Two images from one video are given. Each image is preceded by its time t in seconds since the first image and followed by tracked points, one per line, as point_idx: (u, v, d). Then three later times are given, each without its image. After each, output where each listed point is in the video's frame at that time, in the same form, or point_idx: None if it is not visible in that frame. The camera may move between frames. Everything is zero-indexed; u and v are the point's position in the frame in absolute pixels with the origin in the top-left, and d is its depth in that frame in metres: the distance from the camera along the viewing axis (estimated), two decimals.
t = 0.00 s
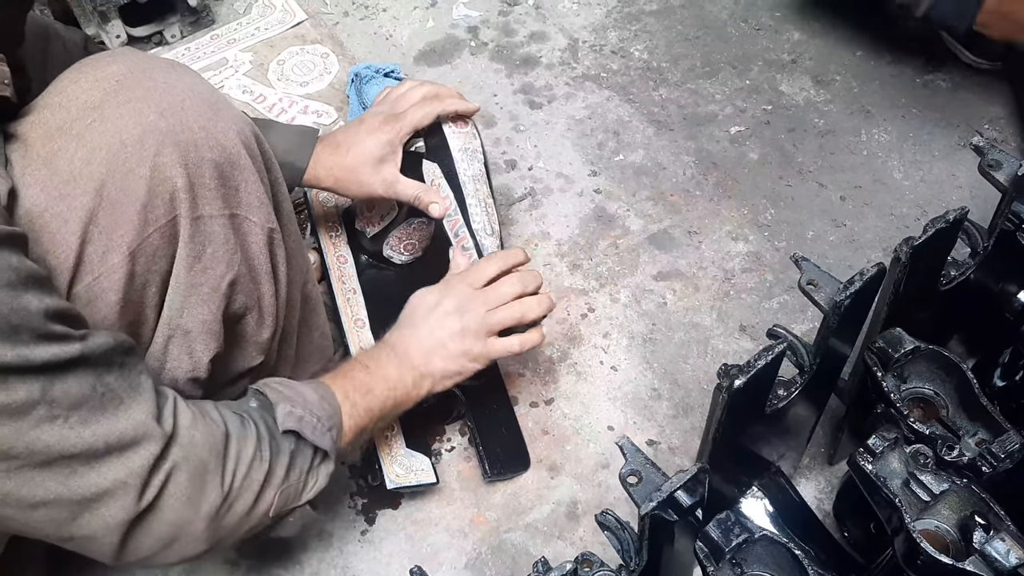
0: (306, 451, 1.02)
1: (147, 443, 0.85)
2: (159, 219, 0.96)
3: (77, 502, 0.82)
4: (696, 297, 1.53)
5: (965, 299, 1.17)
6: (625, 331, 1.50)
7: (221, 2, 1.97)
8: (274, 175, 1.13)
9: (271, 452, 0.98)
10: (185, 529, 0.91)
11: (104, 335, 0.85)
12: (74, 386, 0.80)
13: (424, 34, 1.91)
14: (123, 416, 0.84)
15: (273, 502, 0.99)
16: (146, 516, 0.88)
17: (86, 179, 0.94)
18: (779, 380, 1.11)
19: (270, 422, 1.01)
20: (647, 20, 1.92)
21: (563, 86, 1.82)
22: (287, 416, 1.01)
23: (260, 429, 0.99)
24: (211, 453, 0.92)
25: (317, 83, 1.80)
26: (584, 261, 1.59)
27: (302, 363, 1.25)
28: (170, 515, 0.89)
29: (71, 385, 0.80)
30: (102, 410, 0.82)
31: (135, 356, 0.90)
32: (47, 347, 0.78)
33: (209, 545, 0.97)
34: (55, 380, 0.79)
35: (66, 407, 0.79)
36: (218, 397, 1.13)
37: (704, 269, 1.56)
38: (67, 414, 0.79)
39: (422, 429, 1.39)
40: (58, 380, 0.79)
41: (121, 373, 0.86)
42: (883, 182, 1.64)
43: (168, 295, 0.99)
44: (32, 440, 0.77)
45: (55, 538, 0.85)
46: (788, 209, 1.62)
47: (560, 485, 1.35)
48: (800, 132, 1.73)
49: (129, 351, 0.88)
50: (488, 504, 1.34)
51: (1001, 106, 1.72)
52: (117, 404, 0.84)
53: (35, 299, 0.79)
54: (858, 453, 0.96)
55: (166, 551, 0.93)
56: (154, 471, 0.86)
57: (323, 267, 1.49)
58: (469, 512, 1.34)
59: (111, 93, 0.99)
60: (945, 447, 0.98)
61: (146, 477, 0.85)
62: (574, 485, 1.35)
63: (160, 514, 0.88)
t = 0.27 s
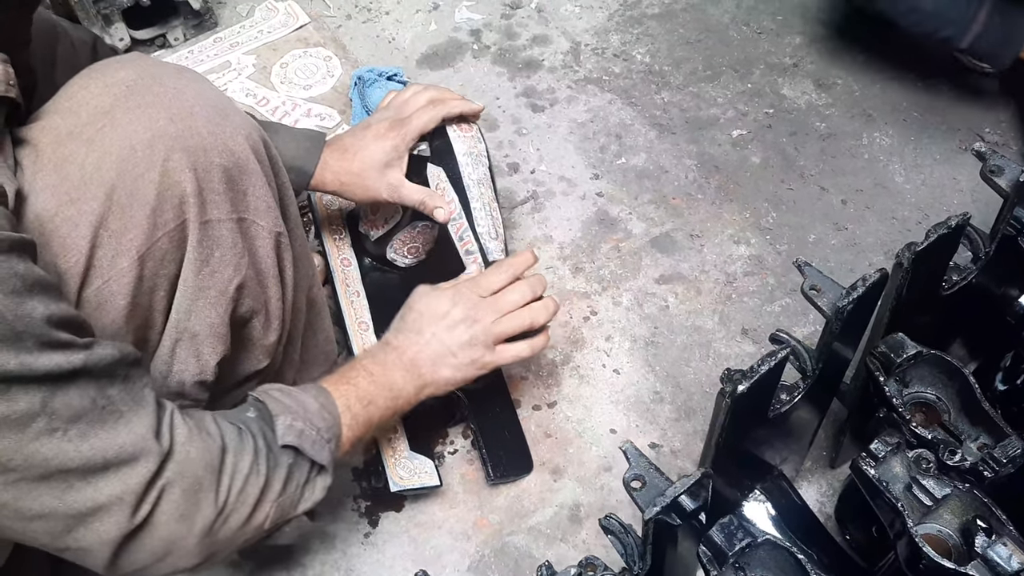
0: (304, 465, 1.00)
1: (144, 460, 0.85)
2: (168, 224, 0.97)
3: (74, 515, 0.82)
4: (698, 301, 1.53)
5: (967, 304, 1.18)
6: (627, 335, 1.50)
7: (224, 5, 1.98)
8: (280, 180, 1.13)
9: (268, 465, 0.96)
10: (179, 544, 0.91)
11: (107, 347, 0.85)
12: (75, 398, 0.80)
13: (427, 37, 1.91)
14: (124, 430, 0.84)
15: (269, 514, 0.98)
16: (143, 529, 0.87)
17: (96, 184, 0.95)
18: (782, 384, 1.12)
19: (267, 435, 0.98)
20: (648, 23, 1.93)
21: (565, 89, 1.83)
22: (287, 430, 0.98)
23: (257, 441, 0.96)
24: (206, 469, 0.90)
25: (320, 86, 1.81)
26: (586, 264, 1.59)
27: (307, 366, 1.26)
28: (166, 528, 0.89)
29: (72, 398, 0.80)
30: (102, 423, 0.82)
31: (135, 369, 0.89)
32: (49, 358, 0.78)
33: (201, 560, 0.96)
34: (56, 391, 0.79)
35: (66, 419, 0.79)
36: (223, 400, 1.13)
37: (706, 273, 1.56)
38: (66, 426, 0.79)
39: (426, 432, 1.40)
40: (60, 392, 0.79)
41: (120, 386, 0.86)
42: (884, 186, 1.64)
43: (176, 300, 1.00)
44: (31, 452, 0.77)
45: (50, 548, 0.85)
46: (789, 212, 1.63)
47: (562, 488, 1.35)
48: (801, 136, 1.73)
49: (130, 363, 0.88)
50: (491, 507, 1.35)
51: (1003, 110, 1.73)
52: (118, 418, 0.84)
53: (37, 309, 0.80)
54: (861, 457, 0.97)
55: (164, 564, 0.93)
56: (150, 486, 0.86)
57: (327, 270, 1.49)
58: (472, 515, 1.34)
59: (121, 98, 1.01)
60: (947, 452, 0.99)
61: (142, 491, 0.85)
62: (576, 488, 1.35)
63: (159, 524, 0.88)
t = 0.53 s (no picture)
0: (310, 453, 1.01)
1: (157, 453, 0.85)
2: (180, 216, 0.97)
3: (87, 507, 0.83)
4: (706, 297, 1.53)
5: (980, 299, 1.18)
6: (636, 330, 1.50)
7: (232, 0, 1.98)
8: (292, 173, 1.13)
9: (277, 455, 0.97)
10: (189, 533, 0.91)
11: (123, 342, 0.86)
12: (88, 394, 0.81)
13: (434, 33, 1.91)
14: (137, 423, 0.85)
15: (277, 500, 0.98)
16: (155, 520, 0.88)
17: (109, 177, 0.95)
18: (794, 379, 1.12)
19: (276, 422, 0.99)
20: (656, 19, 1.93)
21: (573, 85, 1.83)
22: (296, 418, 0.99)
23: (265, 430, 0.97)
24: (217, 462, 0.91)
25: (328, 82, 1.81)
26: (594, 260, 1.59)
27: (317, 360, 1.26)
28: (178, 518, 0.89)
29: (86, 392, 0.81)
30: (116, 416, 0.83)
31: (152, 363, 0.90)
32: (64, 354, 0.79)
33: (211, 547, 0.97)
34: (70, 387, 0.80)
35: (80, 414, 0.80)
36: (235, 389, 1.14)
37: (714, 269, 1.57)
38: (81, 421, 0.80)
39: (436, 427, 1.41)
40: (74, 386, 0.80)
41: (135, 379, 0.87)
42: (892, 182, 1.64)
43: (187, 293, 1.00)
44: (45, 447, 0.78)
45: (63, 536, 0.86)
46: (797, 208, 1.63)
47: (572, 483, 1.36)
48: (809, 132, 1.73)
49: (146, 356, 0.88)
50: (500, 502, 1.35)
51: (1011, 106, 1.73)
52: (132, 411, 0.85)
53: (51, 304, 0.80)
54: (874, 452, 0.96)
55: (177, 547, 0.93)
56: (163, 480, 0.86)
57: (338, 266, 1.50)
58: (482, 510, 1.34)
59: (133, 91, 1.01)
60: (960, 446, 0.99)
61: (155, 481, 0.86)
62: (586, 484, 1.36)
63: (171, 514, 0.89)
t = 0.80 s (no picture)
0: (321, 439, 1.02)
1: (181, 429, 0.87)
2: (196, 208, 0.97)
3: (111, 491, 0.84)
4: (713, 295, 1.53)
5: (990, 301, 1.18)
6: (643, 327, 1.51)
7: None
8: (307, 167, 1.14)
9: (297, 439, 0.99)
10: (215, 514, 0.93)
11: (142, 325, 0.87)
12: (112, 376, 0.82)
13: (443, 27, 1.91)
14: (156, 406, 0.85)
15: (299, 485, 1.00)
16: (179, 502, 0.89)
17: (127, 169, 0.96)
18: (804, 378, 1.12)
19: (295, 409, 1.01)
20: (665, 16, 1.92)
21: (582, 82, 1.83)
22: (312, 401, 1.02)
23: (287, 416, 0.99)
24: (241, 441, 0.93)
25: (337, 75, 1.81)
26: (602, 256, 1.59)
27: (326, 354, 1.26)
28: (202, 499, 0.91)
29: (108, 374, 0.82)
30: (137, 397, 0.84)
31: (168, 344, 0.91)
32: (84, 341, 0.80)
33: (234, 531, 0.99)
34: (94, 370, 0.81)
35: (104, 397, 0.81)
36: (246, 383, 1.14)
37: (721, 267, 1.57)
38: (105, 403, 0.81)
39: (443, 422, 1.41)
40: (96, 369, 0.81)
41: (155, 362, 0.88)
42: (900, 182, 1.64)
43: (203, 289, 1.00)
44: (72, 428, 0.79)
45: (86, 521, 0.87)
46: (805, 207, 1.63)
47: (578, 479, 1.36)
48: (818, 131, 1.73)
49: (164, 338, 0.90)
50: (507, 496, 1.35)
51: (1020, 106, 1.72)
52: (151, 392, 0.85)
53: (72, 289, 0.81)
54: (883, 451, 0.98)
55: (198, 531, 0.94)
56: (187, 458, 0.88)
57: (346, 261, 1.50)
58: (488, 504, 1.35)
59: (151, 84, 1.01)
60: (968, 446, 0.99)
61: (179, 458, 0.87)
62: (592, 479, 1.36)
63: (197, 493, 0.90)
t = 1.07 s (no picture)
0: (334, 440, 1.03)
1: (192, 438, 0.88)
2: (213, 209, 0.99)
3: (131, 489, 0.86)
4: (720, 299, 1.54)
5: (996, 310, 1.19)
6: (650, 330, 1.51)
7: None
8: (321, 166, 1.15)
9: (303, 446, 1.00)
10: (221, 519, 0.94)
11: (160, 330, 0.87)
12: (128, 381, 0.83)
13: (452, 28, 1.91)
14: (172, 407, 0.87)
15: (302, 492, 1.01)
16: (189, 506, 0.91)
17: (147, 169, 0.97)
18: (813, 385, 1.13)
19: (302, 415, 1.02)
20: (674, 19, 1.93)
21: (590, 84, 1.83)
22: (319, 408, 1.02)
23: (294, 422, 1.00)
24: (249, 448, 0.94)
25: (346, 75, 1.81)
26: (609, 259, 1.60)
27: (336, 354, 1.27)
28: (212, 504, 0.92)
29: (125, 380, 0.83)
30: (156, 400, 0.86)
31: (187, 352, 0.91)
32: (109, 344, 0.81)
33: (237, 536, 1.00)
34: (111, 375, 0.82)
35: (119, 402, 0.82)
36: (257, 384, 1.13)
37: (727, 271, 1.57)
38: (120, 409, 0.82)
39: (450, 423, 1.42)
40: (114, 374, 0.82)
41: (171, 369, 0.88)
42: (906, 188, 1.65)
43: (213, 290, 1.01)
44: (89, 433, 0.80)
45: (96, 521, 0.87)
46: (812, 212, 1.64)
47: (584, 481, 1.37)
48: (825, 136, 1.74)
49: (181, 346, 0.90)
50: (514, 497, 1.36)
51: None
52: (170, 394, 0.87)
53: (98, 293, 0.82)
54: (893, 458, 0.99)
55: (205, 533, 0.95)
56: (198, 463, 0.89)
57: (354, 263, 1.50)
58: (494, 505, 1.36)
59: (169, 84, 1.02)
60: (977, 455, 1.01)
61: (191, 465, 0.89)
62: (598, 481, 1.37)
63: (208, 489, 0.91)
